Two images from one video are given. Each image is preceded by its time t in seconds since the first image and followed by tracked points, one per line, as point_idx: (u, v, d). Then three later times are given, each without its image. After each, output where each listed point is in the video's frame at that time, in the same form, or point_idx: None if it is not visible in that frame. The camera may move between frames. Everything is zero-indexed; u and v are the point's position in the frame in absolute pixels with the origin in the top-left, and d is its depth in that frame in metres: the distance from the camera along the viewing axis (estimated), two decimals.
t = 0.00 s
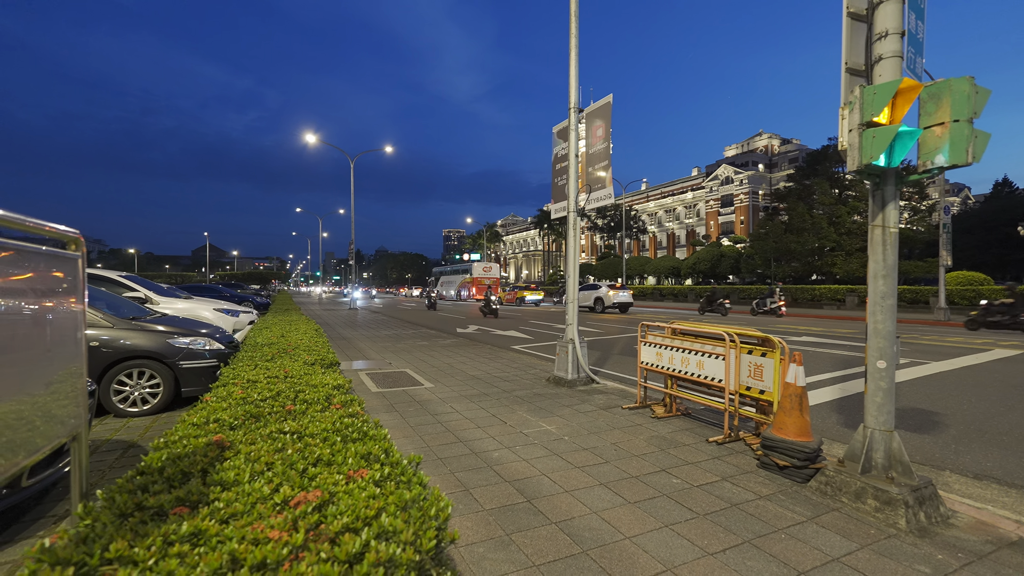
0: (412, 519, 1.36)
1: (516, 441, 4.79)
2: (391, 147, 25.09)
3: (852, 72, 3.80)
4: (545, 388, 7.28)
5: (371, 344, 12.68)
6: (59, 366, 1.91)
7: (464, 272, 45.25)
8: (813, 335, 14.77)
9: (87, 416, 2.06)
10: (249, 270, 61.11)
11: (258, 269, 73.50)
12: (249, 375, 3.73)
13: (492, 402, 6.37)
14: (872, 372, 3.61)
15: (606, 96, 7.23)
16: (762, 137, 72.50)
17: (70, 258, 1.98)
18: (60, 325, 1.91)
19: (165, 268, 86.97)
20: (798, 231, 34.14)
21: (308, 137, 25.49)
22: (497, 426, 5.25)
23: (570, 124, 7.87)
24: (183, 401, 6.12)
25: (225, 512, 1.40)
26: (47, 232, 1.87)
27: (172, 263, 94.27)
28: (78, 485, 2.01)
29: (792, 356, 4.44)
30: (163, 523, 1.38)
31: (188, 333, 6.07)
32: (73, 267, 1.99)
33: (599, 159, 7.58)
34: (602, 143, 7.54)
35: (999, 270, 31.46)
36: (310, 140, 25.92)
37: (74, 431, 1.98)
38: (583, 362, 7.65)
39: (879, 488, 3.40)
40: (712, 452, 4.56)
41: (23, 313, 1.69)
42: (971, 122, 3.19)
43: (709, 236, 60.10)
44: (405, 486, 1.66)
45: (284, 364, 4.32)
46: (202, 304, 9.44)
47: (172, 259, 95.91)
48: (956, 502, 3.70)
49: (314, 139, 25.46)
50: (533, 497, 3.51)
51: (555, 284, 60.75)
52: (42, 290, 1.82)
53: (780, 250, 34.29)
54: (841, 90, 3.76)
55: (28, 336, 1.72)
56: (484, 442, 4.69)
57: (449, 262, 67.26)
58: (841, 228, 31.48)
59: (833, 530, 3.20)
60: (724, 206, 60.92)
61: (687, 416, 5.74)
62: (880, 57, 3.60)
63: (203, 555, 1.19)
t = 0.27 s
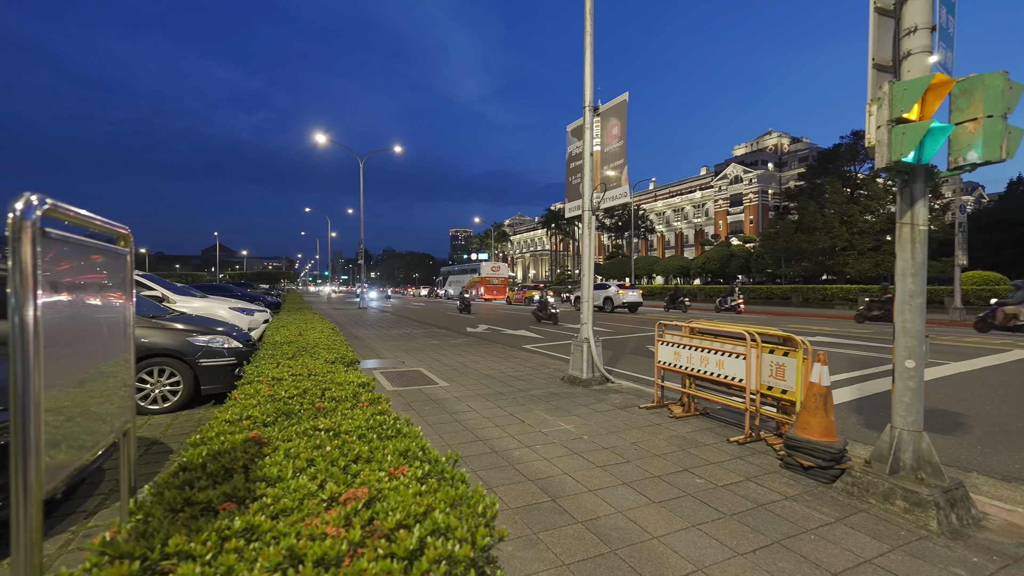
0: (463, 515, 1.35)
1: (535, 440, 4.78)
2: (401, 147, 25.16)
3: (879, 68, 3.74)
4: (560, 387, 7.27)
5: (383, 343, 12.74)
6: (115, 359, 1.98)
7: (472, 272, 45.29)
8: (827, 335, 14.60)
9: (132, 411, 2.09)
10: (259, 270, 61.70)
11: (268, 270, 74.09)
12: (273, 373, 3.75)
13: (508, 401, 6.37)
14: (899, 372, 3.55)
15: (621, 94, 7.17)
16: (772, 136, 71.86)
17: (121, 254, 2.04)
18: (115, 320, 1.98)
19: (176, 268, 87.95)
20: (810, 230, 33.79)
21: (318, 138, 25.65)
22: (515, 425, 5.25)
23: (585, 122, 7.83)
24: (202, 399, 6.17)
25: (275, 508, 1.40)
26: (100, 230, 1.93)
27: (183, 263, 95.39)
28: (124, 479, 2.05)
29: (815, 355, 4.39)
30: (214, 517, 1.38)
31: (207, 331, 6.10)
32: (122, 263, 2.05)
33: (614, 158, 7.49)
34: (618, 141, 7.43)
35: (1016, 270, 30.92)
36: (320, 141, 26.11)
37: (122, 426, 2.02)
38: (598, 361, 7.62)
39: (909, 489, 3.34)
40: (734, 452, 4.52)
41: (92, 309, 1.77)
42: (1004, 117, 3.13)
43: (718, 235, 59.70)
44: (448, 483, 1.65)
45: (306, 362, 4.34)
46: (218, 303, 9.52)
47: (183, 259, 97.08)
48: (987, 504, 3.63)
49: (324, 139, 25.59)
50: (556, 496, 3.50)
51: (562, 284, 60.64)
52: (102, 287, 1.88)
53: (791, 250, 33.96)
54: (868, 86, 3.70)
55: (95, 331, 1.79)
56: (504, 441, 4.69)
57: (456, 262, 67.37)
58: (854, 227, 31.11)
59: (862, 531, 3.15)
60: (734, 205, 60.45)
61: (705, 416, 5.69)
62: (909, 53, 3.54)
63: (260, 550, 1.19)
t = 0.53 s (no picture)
0: (512, 520, 1.33)
1: (554, 441, 4.76)
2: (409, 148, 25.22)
3: (906, 65, 3.67)
4: (574, 388, 7.25)
5: (394, 343, 12.78)
6: (157, 354, 2.00)
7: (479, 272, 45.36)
8: (840, 336, 14.44)
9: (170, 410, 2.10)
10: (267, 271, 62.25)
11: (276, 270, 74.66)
12: (295, 373, 3.75)
13: (523, 402, 6.35)
14: (929, 373, 3.48)
15: (636, 93, 7.10)
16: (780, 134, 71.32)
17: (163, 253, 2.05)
18: (159, 318, 2.00)
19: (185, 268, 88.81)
20: (820, 230, 33.49)
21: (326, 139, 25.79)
22: (532, 426, 5.23)
23: (598, 121, 7.78)
24: (219, 399, 6.20)
25: (320, 511, 1.39)
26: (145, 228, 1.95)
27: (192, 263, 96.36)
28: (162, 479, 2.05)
29: (839, 356, 4.33)
30: (259, 521, 1.36)
31: (223, 331, 6.13)
32: (164, 262, 2.07)
33: (628, 157, 7.42)
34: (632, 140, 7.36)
35: None
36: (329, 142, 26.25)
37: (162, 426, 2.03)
38: (612, 362, 7.58)
39: (940, 492, 3.27)
40: (755, 454, 4.46)
41: (142, 307, 1.78)
42: None
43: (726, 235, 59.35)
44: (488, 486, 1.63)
45: (325, 362, 4.33)
46: (231, 303, 9.58)
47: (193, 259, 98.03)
48: (1019, 509, 3.55)
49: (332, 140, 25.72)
50: (579, 499, 3.47)
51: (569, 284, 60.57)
52: (148, 285, 1.90)
53: (800, 250, 33.68)
54: (895, 82, 3.63)
55: (145, 329, 1.82)
56: (522, 442, 4.67)
57: (463, 262, 67.51)
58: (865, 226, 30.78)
59: (894, 535, 3.08)
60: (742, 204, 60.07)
61: (723, 417, 5.64)
62: (938, 49, 3.47)
63: (312, 554, 1.18)
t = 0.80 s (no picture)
0: (583, 524, 1.32)
1: (581, 443, 4.74)
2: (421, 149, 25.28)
3: (948, 60, 3.58)
4: (595, 389, 7.22)
5: (410, 343, 12.86)
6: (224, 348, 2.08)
7: (490, 272, 45.41)
8: (861, 336, 14.21)
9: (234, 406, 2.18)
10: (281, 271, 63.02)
11: (289, 270, 75.50)
12: (328, 374, 3.78)
13: (546, 403, 6.34)
14: (972, 375, 3.40)
15: (658, 92, 7.04)
16: (794, 132, 70.31)
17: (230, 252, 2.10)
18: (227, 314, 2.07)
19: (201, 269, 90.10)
20: (837, 229, 32.95)
21: (340, 140, 26.02)
22: (558, 427, 5.22)
23: (619, 120, 7.73)
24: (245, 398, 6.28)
25: (390, 514, 1.39)
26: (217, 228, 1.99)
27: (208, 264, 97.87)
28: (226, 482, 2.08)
29: (874, 358, 4.24)
30: (331, 523, 1.37)
31: (249, 331, 6.19)
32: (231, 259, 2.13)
33: (649, 156, 7.35)
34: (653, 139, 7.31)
35: None
36: (343, 144, 26.48)
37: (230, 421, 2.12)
38: (633, 363, 7.53)
39: (987, 499, 3.18)
40: (787, 457, 4.41)
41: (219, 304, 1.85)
42: None
43: (739, 234, 58.67)
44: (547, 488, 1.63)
45: (355, 363, 4.37)
46: (253, 304, 9.71)
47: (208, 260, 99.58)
48: None
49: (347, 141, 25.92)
50: (613, 501, 3.45)
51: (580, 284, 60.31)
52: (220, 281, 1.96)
53: (817, 249, 33.16)
54: (937, 78, 3.56)
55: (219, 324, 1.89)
56: (550, 443, 4.66)
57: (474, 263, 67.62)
58: (884, 225, 30.19)
59: (940, 541, 3.01)
60: (755, 203, 59.33)
61: (750, 419, 5.57)
62: (982, 43, 3.38)
63: (392, 556, 1.18)
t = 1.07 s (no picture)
0: (672, 539, 1.31)
1: (609, 447, 4.72)
2: (429, 150, 25.31)
3: (990, 61, 3.53)
4: (615, 391, 7.20)
5: (423, 344, 12.87)
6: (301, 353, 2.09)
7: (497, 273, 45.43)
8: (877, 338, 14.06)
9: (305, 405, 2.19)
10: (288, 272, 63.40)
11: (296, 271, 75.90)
12: (362, 378, 3.77)
13: (568, 406, 6.32)
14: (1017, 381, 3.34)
15: (679, 92, 6.99)
16: (801, 131, 69.88)
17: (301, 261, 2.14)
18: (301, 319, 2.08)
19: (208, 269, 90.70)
20: (847, 229, 32.69)
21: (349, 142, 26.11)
22: (583, 431, 5.21)
23: (638, 121, 7.68)
24: (268, 400, 6.31)
25: (473, 526, 1.38)
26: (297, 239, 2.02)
27: (215, 264, 98.53)
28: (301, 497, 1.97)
29: (908, 363, 4.16)
30: (414, 536, 1.36)
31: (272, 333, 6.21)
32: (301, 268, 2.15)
33: (669, 158, 7.29)
34: (674, 140, 7.17)
35: None
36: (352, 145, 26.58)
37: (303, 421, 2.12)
38: (653, 365, 7.49)
39: None
40: (819, 462, 4.36)
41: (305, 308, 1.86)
42: None
43: (746, 234, 58.35)
44: (619, 501, 1.62)
45: (384, 366, 4.36)
46: (270, 305, 9.74)
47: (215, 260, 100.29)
48: None
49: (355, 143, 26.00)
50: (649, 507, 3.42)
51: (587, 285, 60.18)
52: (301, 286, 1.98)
53: (827, 249, 32.93)
54: (979, 79, 3.50)
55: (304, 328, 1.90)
56: (577, 447, 4.65)
57: (480, 263, 67.65)
58: (895, 225, 29.92)
59: (988, 551, 2.96)
60: (762, 203, 59.01)
61: (776, 423, 5.51)
62: None
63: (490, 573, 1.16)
